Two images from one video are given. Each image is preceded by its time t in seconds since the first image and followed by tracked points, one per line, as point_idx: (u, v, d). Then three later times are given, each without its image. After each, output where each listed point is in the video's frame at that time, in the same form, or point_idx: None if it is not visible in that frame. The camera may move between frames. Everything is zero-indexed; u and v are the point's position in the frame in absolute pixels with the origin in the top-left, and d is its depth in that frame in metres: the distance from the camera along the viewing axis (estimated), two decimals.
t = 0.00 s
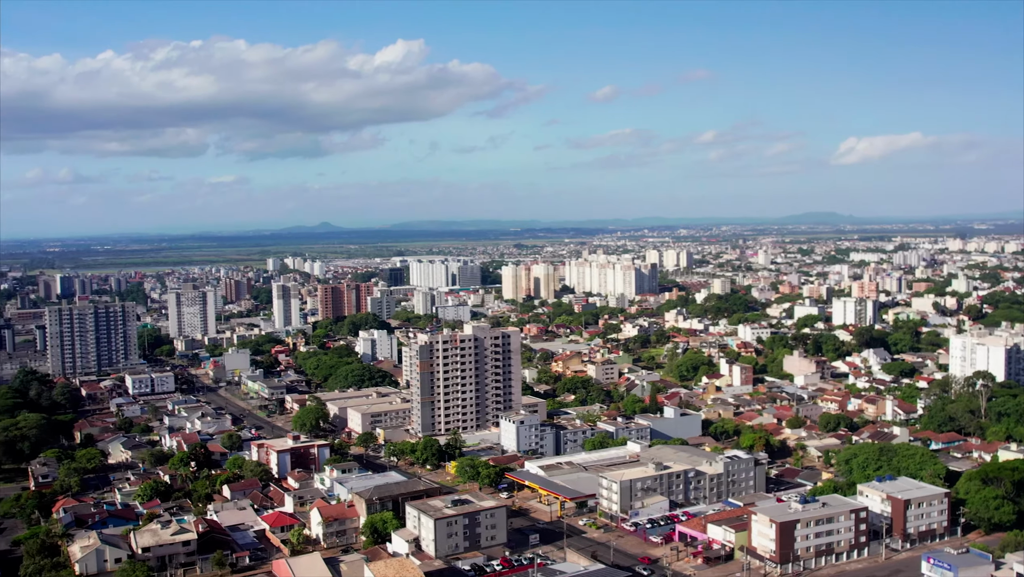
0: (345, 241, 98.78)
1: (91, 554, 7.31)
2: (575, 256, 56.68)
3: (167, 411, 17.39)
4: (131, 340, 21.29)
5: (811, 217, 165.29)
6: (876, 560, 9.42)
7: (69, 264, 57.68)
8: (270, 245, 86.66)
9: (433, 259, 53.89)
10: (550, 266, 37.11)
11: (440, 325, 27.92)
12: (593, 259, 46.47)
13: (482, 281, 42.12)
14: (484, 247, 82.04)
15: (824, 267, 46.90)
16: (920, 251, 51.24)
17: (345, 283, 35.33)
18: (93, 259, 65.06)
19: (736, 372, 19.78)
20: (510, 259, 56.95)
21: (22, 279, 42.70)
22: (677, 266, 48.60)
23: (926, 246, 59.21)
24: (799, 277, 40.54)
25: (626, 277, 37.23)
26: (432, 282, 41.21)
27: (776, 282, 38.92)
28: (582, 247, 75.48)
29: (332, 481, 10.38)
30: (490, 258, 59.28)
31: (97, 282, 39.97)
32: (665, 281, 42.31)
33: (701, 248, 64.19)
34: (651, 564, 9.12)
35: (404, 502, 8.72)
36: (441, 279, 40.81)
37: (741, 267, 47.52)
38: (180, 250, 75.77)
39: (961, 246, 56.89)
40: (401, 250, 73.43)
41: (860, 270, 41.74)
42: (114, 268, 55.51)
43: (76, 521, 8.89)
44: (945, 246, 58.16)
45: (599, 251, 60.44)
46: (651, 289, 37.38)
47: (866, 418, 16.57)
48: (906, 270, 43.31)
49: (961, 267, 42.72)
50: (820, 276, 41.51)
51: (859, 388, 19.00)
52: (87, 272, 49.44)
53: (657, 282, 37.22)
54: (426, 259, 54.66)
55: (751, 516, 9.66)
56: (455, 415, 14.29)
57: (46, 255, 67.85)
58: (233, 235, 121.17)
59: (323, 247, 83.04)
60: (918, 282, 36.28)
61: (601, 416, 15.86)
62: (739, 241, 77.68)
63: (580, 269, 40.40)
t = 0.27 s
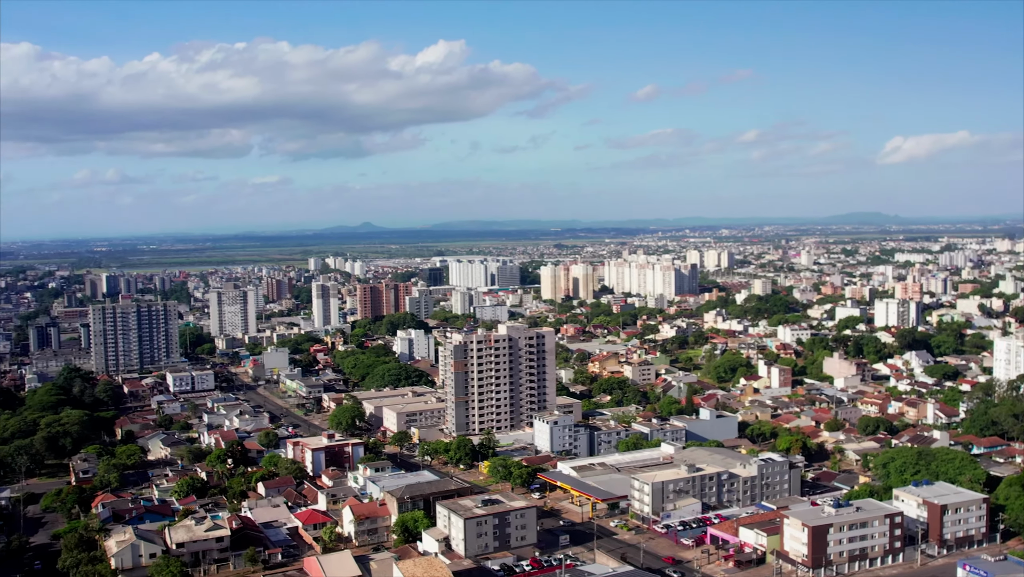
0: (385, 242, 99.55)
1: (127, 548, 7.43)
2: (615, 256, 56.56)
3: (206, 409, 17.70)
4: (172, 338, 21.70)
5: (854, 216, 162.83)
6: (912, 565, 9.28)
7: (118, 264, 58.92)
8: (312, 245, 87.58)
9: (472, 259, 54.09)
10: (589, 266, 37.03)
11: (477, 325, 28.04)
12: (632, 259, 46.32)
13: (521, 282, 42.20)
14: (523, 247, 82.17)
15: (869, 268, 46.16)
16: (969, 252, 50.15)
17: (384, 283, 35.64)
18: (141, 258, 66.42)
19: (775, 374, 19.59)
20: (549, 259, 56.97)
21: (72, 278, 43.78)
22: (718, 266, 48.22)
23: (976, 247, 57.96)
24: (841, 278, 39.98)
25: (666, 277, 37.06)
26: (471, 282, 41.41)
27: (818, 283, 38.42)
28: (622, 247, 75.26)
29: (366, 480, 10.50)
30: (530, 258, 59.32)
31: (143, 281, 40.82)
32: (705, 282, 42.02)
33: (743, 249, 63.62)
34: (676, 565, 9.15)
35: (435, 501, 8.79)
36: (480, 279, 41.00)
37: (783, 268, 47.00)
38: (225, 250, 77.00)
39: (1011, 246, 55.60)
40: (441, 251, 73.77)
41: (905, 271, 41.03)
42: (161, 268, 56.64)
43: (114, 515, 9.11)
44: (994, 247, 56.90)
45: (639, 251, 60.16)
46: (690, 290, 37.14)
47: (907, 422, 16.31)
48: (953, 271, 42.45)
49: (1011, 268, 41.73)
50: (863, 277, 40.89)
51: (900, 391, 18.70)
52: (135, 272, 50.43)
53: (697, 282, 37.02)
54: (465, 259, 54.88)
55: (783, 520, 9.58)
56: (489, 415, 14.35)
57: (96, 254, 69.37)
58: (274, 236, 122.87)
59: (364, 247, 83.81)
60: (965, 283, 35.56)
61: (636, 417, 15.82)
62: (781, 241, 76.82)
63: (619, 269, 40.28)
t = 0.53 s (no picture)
0: (427, 241, 100.16)
1: (164, 543, 7.60)
2: (658, 257, 56.26)
3: (247, 406, 18.00)
4: (216, 337, 22.09)
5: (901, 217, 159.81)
6: (951, 573, 9.11)
7: (168, 263, 60.13)
8: (357, 245, 88.42)
9: (514, 259, 54.19)
10: (631, 266, 36.86)
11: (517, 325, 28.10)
12: (674, 260, 46.06)
13: (562, 282, 42.19)
14: (566, 247, 82.12)
15: (917, 268, 45.27)
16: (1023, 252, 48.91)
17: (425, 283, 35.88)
18: (190, 257, 67.67)
19: (817, 376, 19.33)
20: (591, 259, 56.85)
21: (123, 277, 44.76)
22: (762, 267, 47.70)
23: None
24: (888, 279, 39.29)
25: (708, 278, 36.77)
26: (513, 282, 41.54)
27: (863, 284, 37.82)
28: (666, 247, 74.83)
29: (401, 479, 10.59)
30: (572, 258, 59.24)
31: (189, 281, 41.61)
32: (748, 282, 41.61)
33: (789, 249, 62.82)
34: (707, 567, 9.13)
35: (468, 501, 8.85)
36: (522, 279, 41.10)
37: (829, 269, 46.33)
38: (272, 250, 78.07)
39: None
40: (484, 251, 73.98)
41: (954, 272, 40.18)
42: (209, 267, 57.68)
43: (154, 511, 9.33)
44: None
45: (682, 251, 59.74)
46: (734, 291, 36.82)
47: (951, 426, 15.98)
48: (1005, 272, 41.44)
49: None
50: (911, 278, 40.13)
51: (946, 394, 18.33)
52: (183, 271, 50.73)
53: (740, 283, 36.73)
54: (507, 259, 54.99)
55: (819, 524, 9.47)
56: (525, 415, 14.39)
57: (147, 254, 70.84)
58: (317, 236, 124.35)
59: (408, 247, 84.43)
60: (1016, 285, 34.69)
61: (674, 419, 15.73)
62: (827, 241, 75.75)
63: (662, 269, 40.05)
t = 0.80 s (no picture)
0: (470, 241, 100.48)
1: (202, 539, 7.71)
2: (702, 257, 55.73)
3: (289, 404, 18.22)
4: (260, 335, 22.41)
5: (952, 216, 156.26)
6: None
7: (217, 263, 61.18)
8: (402, 245, 88.84)
9: (557, 259, 54.12)
10: (675, 267, 36.54)
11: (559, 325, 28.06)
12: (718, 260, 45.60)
13: (606, 282, 42.04)
14: (611, 246, 81.80)
15: (970, 269, 44.16)
16: None
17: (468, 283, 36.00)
18: (240, 257, 68.76)
19: (862, 379, 18.99)
20: (637, 259, 56.46)
21: (172, 276, 45.65)
22: (809, 268, 46.99)
23: None
24: (939, 280, 38.40)
25: (753, 278, 36.33)
26: (557, 282, 41.52)
27: (913, 285, 37.03)
28: (713, 246, 74.16)
29: (437, 478, 10.61)
30: (616, 258, 58.97)
31: (237, 280, 42.28)
32: (794, 283, 41.02)
33: (838, 250, 61.78)
34: (742, 571, 8.98)
35: (503, 501, 8.85)
36: (565, 279, 41.06)
37: (878, 270, 45.45)
38: (318, 249, 78.94)
39: None
40: (528, 251, 73.96)
41: (1009, 273, 39.13)
42: (257, 267, 58.57)
43: (194, 506, 9.48)
44: None
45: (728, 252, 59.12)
46: (779, 292, 36.36)
47: (1001, 431, 15.55)
48: None
49: None
50: (963, 280, 39.18)
51: (995, 398, 17.86)
52: (233, 271, 50.03)
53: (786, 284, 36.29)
54: (551, 259, 54.95)
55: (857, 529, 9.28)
56: (564, 416, 14.34)
57: (196, 253, 72.16)
58: (362, 237, 125.55)
59: (454, 247, 84.77)
60: None
61: (715, 421, 15.55)
62: (877, 241, 74.41)
63: (706, 270, 39.66)
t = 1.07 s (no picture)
0: (513, 241, 100.54)
1: (241, 535, 7.77)
2: (749, 258, 55.02)
3: (331, 403, 18.40)
4: (304, 334, 22.68)
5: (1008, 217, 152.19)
6: None
7: (265, 262, 62.10)
8: (449, 245, 89.82)
9: (602, 260, 53.92)
10: (721, 267, 36.11)
11: (602, 326, 27.94)
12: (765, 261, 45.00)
13: (651, 282, 41.79)
14: (657, 247, 81.30)
15: None
16: None
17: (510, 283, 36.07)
18: (289, 257, 69.73)
19: (909, 383, 18.57)
20: (682, 260, 56.01)
21: (222, 275, 46.47)
22: (859, 269, 46.14)
23: None
24: (994, 281, 37.39)
25: (801, 279, 35.80)
26: (602, 283, 41.37)
27: (966, 287, 36.11)
28: (761, 247, 73.23)
29: (473, 478, 10.62)
30: (661, 259, 58.56)
31: (284, 280, 42.89)
32: (843, 285, 40.28)
33: (890, 250, 60.52)
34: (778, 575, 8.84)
35: (539, 501, 8.82)
36: (610, 279, 40.92)
37: (930, 272, 44.41)
38: (364, 249, 79.64)
39: None
40: (580, 251, 73.96)
41: None
42: (305, 267, 59.35)
43: (234, 503, 9.60)
44: None
45: (776, 253, 58.30)
46: (827, 293, 35.79)
47: None
48: None
49: None
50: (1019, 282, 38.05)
51: None
52: (278, 271, 49.19)
53: (834, 285, 35.73)
54: (595, 259, 54.75)
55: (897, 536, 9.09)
56: (603, 417, 14.26)
57: (246, 253, 73.31)
58: (406, 238, 126.51)
59: (497, 247, 85.00)
60: None
61: (756, 424, 15.34)
62: (929, 243, 72.76)
63: (753, 270, 39.14)
